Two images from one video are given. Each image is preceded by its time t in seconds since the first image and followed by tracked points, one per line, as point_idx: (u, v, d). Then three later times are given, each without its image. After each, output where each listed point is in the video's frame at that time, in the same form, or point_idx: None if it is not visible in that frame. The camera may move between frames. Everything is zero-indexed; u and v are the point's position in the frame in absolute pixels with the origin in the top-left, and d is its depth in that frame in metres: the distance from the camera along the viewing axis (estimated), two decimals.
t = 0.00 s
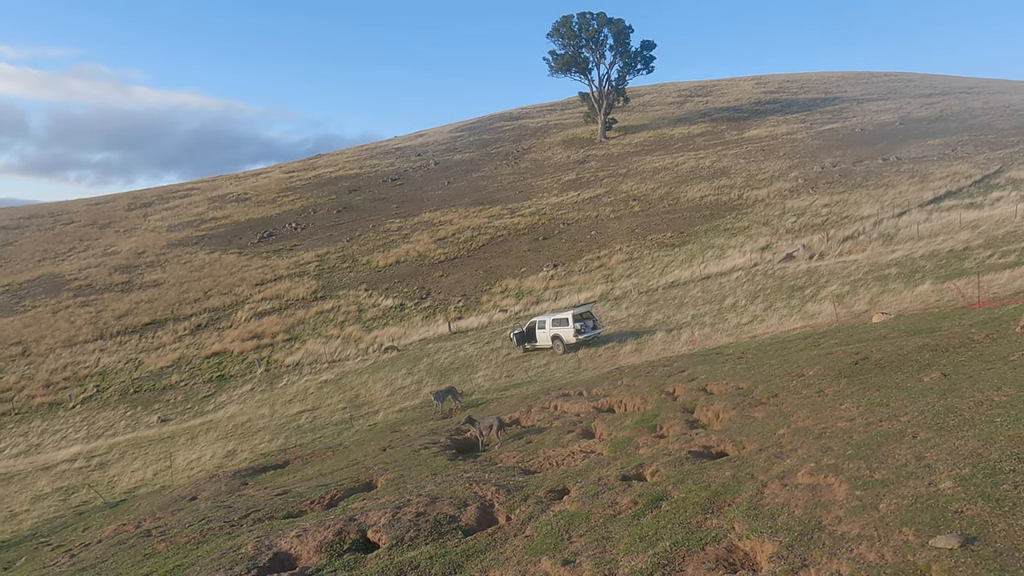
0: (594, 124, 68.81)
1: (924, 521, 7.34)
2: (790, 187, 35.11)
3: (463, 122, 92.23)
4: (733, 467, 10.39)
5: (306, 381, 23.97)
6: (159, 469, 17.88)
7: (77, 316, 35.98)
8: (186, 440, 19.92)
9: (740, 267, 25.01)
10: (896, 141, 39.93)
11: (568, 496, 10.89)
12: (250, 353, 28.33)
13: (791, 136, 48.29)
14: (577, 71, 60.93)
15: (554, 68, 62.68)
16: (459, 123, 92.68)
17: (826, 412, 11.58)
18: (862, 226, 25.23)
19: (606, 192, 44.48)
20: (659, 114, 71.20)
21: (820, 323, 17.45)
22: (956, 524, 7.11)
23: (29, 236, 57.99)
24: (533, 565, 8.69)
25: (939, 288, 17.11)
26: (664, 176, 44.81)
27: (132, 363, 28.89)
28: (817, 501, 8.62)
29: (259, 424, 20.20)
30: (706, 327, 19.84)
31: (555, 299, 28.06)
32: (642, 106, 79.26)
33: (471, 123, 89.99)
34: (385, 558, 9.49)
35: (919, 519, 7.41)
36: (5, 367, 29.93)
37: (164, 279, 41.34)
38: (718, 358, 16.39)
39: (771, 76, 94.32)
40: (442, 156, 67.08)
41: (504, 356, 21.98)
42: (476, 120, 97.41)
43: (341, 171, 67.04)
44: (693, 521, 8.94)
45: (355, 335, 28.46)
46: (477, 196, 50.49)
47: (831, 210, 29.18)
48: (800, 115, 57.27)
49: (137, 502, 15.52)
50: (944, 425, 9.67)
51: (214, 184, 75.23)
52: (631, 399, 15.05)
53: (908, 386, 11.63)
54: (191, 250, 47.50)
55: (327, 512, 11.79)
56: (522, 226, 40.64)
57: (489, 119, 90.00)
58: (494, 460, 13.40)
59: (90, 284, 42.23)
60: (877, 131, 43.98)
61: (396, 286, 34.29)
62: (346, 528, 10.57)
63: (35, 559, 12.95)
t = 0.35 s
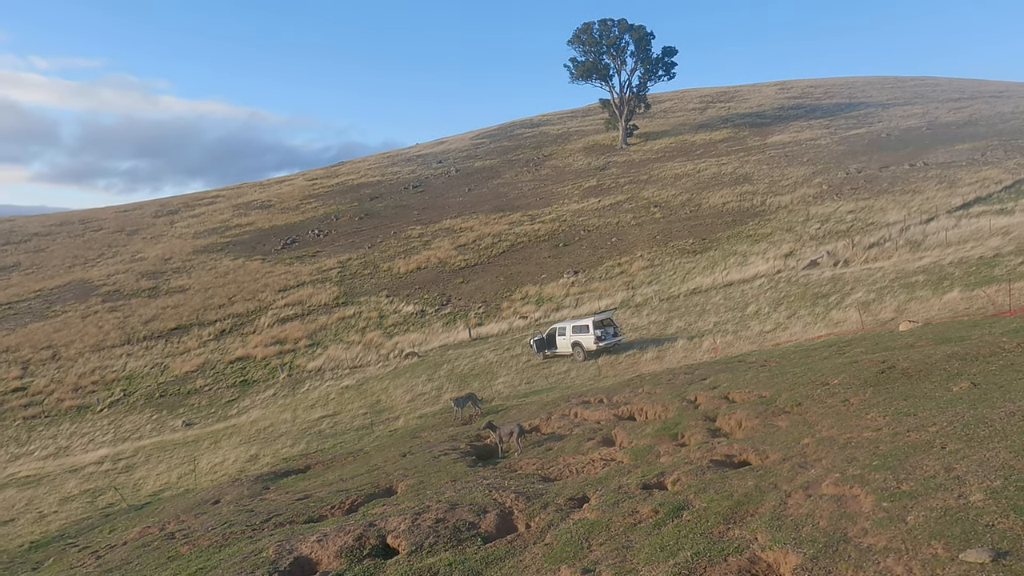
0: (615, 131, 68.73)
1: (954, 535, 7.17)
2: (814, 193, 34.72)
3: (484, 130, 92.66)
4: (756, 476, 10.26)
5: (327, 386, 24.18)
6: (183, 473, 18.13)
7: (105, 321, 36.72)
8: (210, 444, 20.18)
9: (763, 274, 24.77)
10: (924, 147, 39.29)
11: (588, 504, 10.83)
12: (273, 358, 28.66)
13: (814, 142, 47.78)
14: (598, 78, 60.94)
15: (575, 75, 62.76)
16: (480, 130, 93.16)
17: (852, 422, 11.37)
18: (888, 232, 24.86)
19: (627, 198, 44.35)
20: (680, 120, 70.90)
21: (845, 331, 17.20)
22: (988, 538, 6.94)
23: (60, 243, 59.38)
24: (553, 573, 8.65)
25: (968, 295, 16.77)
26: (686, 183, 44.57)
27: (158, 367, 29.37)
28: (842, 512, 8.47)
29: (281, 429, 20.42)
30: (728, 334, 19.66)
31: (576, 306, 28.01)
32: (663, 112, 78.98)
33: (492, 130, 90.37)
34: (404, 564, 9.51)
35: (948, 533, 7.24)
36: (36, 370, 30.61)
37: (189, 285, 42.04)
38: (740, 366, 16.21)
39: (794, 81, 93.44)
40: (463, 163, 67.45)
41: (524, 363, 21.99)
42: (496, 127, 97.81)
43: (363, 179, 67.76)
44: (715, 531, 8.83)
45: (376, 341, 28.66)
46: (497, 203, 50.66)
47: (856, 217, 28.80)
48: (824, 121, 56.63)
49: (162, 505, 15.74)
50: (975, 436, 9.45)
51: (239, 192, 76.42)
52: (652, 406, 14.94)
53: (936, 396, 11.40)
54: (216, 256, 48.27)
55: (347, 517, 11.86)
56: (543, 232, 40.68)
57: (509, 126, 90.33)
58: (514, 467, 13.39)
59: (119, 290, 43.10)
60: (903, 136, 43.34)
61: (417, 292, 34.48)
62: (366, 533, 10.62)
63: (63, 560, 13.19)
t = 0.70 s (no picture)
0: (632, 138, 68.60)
1: (982, 550, 7.03)
2: (834, 200, 34.38)
3: (500, 137, 93.00)
4: (777, 487, 10.13)
5: (345, 393, 24.32)
6: (203, 478, 18.31)
7: (127, 327, 37.28)
8: (229, 450, 20.37)
9: (782, 282, 24.55)
10: (947, 153, 38.77)
11: (606, 514, 10.75)
12: (292, 364, 28.89)
13: (834, 148, 47.35)
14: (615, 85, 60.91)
15: (592, 83, 62.78)
16: (497, 138, 93.52)
17: (876, 433, 11.19)
18: (911, 239, 24.53)
19: (644, 206, 44.22)
20: (698, 127, 70.63)
21: (867, 339, 16.96)
22: (1018, 554, 6.79)
23: (84, 250, 60.44)
24: None
25: (994, 304, 16.48)
26: (704, 190, 44.35)
27: (179, 373, 29.73)
28: (867, 524, 8.33)
29: (299, 435, 20.55)
30: (748, 343, 19.48)
31: (593, 313, 27.95)
32: (680, 119, 78.75)
33: (508, 138, 90.68)
34: (422, 572, 9.50)
35: (977, 548, 7.09)
36: (60, 375, 31.12)
37: (210, 292, 42.57)
38: (760, 375, 16.04)
39: (813, 88, 92.73)
40: (480, 171, 67.71)
41: (541, 370, 21.95)
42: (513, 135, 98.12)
43: (381, 187, 68.28)
44: (736, 542, 8.73)
45: (393, 348, 28.79)
46: (514, 211, 50.76)
47: (878, 224, 28.46)
48: (844, 127, 56.12)
49: (181, 510, 15.90)
50: (1004, 448, 9.26)
51: (259, 199, 77.34)
52: (670, 415, 14.83)
53: (962, 407, 11.19)
54: (236, 263, 48.84)
55: (365, 524, 11.89)
56: (560, 240, 40.68)
57: (526, 134, 90.58)
58: (531, 475, 13.35)
59: (141, 296, 43.75)
60: (926, 142, 42.82)
61: (435, 299, 34.61)
62: (383, 541, 10.62)
63: (85, 563, 13.35)
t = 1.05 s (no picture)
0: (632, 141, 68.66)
1: (982, 555, 7.01)
2: (834, 204, 34.41)
3: (501, 142, 93.14)
4: (777, 492, 10.11)
5: (345, 397, 24.31)
6: (202, 482, 18.30)
7: (127, 331, 37.30)
8: (228, 454, 20.36)
9: (782, 285, 24.55)
10: (947, 156, 38.81)
11: (605, 519, 10.73)
12: (292, 368, 28.89)
13: (834, 152, 47.42)
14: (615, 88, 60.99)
15: (592, 87, 62.87)
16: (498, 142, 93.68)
17: (876, 437, 11.17)
18: (910, 243, 24.54)
19: (644, 209, 44.25)
20: (698, 131, 70.71)
21: (867, 343, 16.95)
22: (1018, 560, 6.77)
23: (85, 253, 60.49)
24: None
25: (994, 308, 16.47)
26: (704, 194, 44.39)
27: (179, 377, 29.73)
28: (867, 530, 8.31)
29: (298, 439, 20.55)
30: (747, 346, 19.48)
31: (593, 317, 27.96)
32: (680, 123, 78.85)
33: (508, 141, 90.77)
34: None
35: (976, 553, 7.07)
36: (60, 379, 31.12)
37: (210, 295, 42.60)
38: (760, 379, 16.02)
39: (814, 91, 92.81)
40: (480, 174, 67.79)
41: (541, 375, 21.94)
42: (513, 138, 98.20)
43: (381, 190, 68.37)
44: (735, 548, 8.71)
45: (393, 352, 28.79)
46: (514, 214, 50.81)
47: (878, 227, 28.47)
48: (844, 131, 56.20)
49: (180, 515, 15.88)
50: (1004, 453, 9.24)
51: (260, 203, 77.47)
52: (670, 419, 14.82)
53: (962, 411, 11.18)
54: (236, 267, 48.88)
55: (365, 529, 11.87)
56: (560, 243, 40.71)
57: (526, 137, 90.72)
58: (530, 480, 13.34)
59: (141, 300, 43.78)
60: (926, 146, 42.86)
61: (435, 303, 34.63)
62: (382, 546, 10.60)
63: (83, 568, 13.33)
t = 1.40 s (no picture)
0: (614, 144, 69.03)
1: (959, 553, 7.13)
2: (811, 206, 34.88)
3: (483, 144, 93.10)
4: (758, 492, 10.20)
5: (326, 400, 24.08)
6: (180, 487, 18.01)
7: (102, 335, 36.58)
8: (207, 459, 20.07)
9: (761, 287, 24.81)
10: (921, 160, 39.54)
11: (588, 520, 10.74)
12: (271, 371, 28.57)
13: (811, 155, 48.08)
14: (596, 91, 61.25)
15: (574, 89, 63.07)
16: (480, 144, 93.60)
17: (854, 437, 11.33)
18: (885, 245, 24.96)
19: (625, 211, 44.49)
20: (679, 134, 71.27)
21: (844, 344, 17.19)
22: (994, 557, 6.90)
23: (58, 256, 59.28)
24: None
25: (966, 308, 16.81)
26: (684, 196, 44.76)
27: (155, 381, 29.24)
28: (847, 529, 8.41)
29: (279, 443, 20.32)
30: (727, 347, 19.66)
31: (574, 318, 28.02)
32: (661, 126, 79.42)
33: (491, 143, 90.71)
34: None
35: (954, 551, 7.19)
36: (32, 384, 30.43)
37: (187, 298, 41.95)
38: (740, 380, 16.17)
39: (792, 96, 94.10)
40: (462, 176, 67.66)
41: (523, 376, 21.93)
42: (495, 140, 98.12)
43: (363, 192, 67.94)
44: (717, 548, 8.77)
45: (374, 354, 28.60)
46: (496, 216, 50.79)
47: (854, 230, 28.91)
48: (821, 134, 57.03)
49: (158, 521, 15.61)
50: (978, 452, 9.43)
51: (239, 204, 76.56)
52: (652, 420, 14.89)
53: (937, 411, 11.38)
54: (214, 269, 48.23)
55: (346, 533, 11.76)
56: (542, 245, 40.77)
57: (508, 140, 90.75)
58: (513, 482, 13.32)
59: (116, 303, 42.99)
60: (900, 150, 43.63)
61: (416, 305, 34.48)
62: (365, 550, 10.50)
63: None
